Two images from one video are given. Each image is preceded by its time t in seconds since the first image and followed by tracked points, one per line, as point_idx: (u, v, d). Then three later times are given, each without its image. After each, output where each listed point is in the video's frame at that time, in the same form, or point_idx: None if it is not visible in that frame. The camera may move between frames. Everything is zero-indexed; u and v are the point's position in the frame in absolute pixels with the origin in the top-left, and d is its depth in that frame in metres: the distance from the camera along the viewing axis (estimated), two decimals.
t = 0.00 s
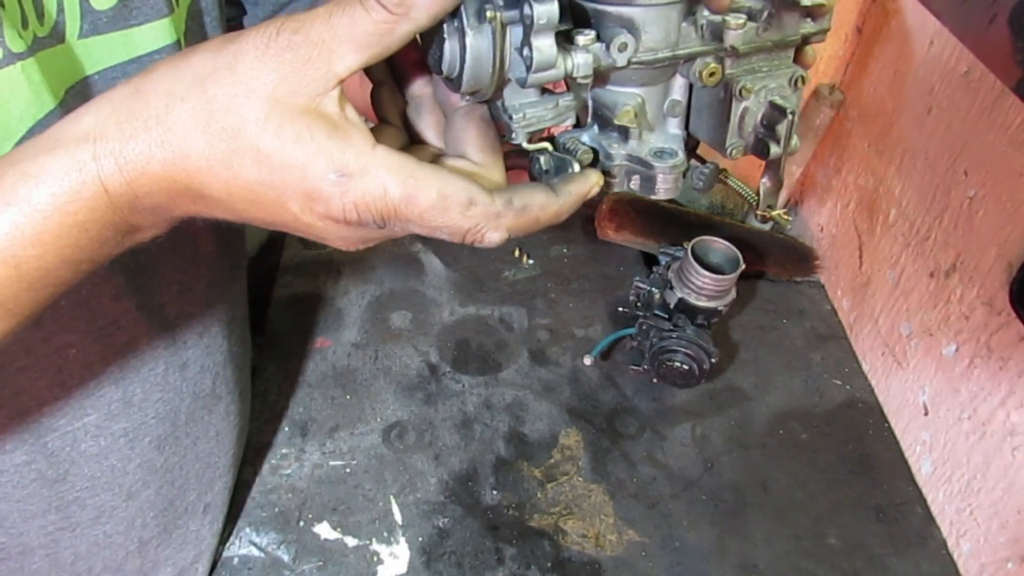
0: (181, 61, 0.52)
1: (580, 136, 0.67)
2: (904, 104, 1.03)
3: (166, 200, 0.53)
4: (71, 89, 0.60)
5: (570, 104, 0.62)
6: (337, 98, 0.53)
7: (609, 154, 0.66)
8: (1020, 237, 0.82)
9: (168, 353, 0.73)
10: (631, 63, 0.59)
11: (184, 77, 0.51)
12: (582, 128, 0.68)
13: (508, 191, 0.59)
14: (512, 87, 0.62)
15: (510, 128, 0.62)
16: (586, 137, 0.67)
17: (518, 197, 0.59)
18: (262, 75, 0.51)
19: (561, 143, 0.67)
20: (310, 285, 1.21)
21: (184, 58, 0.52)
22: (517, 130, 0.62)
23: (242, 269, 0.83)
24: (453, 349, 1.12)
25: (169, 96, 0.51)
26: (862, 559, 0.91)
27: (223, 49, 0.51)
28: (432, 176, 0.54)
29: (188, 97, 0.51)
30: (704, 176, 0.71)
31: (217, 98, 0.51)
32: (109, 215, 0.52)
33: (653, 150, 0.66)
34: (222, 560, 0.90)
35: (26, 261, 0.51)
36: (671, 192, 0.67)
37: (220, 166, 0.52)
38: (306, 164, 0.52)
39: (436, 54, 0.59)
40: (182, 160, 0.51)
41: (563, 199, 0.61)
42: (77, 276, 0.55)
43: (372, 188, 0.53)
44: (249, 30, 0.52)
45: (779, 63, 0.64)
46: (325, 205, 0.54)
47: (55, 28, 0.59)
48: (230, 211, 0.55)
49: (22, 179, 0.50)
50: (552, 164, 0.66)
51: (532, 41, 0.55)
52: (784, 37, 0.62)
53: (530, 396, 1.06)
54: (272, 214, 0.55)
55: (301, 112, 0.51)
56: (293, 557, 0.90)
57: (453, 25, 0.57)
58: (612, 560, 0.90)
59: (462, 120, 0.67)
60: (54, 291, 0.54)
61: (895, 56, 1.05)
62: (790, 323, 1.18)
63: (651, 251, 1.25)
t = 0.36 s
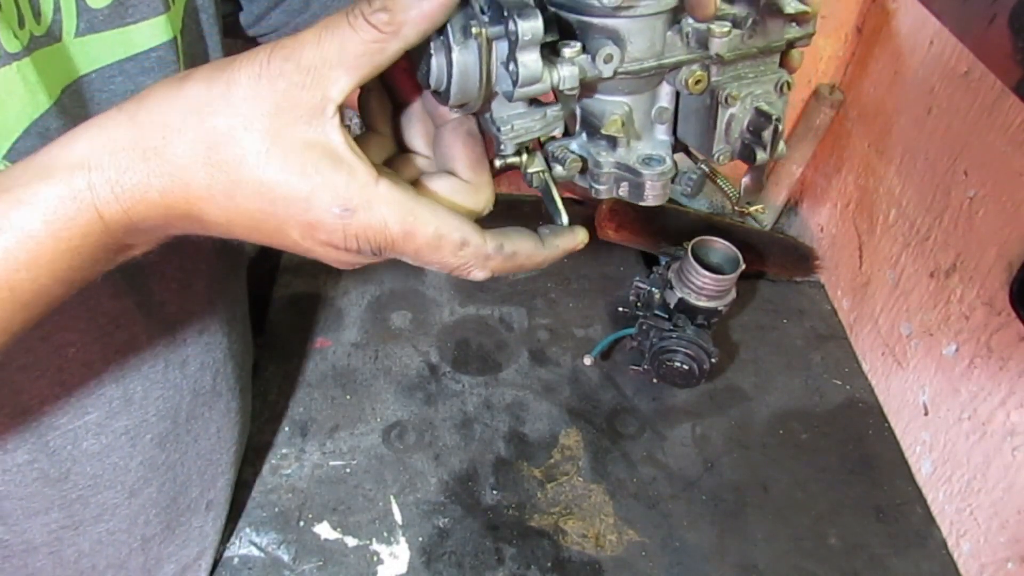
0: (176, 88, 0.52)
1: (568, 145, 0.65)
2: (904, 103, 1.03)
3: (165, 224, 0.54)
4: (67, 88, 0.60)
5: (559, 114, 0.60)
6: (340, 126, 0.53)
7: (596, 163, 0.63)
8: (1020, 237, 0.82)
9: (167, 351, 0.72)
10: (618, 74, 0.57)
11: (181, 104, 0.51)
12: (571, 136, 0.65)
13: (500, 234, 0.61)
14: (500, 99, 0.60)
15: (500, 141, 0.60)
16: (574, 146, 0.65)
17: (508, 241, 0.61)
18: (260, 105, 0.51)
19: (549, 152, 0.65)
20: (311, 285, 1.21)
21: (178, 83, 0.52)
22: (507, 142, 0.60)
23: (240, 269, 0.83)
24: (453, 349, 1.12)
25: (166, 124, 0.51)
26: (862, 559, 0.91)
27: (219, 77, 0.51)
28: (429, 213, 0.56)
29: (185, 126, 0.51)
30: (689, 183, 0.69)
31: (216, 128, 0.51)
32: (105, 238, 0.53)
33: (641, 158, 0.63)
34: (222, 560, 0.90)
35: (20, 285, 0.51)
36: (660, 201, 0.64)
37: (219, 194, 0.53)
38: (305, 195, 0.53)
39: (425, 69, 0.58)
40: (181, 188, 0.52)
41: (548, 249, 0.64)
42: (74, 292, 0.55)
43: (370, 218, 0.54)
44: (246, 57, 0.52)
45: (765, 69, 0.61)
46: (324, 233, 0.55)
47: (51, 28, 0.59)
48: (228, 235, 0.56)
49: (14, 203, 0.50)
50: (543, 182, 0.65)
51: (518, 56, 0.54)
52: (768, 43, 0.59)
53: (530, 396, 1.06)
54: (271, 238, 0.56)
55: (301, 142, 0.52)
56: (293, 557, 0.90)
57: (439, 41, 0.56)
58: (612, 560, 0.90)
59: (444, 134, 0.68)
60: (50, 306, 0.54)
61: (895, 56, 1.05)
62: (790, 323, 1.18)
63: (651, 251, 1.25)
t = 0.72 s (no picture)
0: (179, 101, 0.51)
1: (566, 158, 0.65)
2: (904, 103, 1.03)
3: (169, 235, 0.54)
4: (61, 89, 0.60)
5: (557, 130, 0.60)
6: (341, 141, 0.54)
7: (592, 176, 0.63)
8: (1020, 236, 0.82)
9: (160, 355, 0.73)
10: (614, 92, 0.58)
11: (189, 121, 0.50)
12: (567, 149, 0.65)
13: (503, 242, 0.63)
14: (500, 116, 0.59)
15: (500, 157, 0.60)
16: (571, 158, 0.65)
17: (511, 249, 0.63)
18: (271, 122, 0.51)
19: (546, 164, 0.65)
20: (310, 285, 1.21)
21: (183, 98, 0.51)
22: (506, 159, 0.60)
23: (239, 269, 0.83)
24: (453, 349, 1.12)
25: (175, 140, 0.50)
26: (862, 559, 0.91)
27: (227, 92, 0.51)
28: (434, 222, 0.58)
29: (195, 143, 0.51)
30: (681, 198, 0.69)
31: (225, 145, 0.51)
32: (114, 252, 0.53)
33: (636, 171, 0.63)
34: (221, 560, 0.90)
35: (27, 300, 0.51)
36: (655, 212, 0.64)
37: (227, 208, 0.53)
38: (313, 207, 0.54)
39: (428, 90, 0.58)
40: (190, 202, 0.52)
41: (548, 256, 0.66)
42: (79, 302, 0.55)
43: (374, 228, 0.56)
44: (251, 73, 0.51)
45: (755, 85, 0.62)
46: (330, 242, 0.57)
47: (47, 30, 0.59)
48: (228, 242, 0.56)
49: (21, 219, 0.49)
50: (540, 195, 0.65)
51: (519, 80, 0.53)
52: (760, 60, 0.60)
53: (531, 396, 1.06)
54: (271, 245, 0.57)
55: (307, 158, 0.53)
56: (293, 557, 0.90)
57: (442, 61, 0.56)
58: (612, 560, 0.90)
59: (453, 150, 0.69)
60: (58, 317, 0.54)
61: (895, 56, 1.05)
62: (790, 323, 1.18)
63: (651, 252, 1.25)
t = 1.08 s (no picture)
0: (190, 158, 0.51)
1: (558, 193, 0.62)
2: (904, 103, 1.03)
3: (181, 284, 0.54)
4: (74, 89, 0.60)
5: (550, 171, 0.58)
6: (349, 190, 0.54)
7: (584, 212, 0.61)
8: (1019, 237, 0.82)
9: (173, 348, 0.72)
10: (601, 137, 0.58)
11: (199, 176, 0.50)
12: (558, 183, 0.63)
13: (504, 263, 0.62)
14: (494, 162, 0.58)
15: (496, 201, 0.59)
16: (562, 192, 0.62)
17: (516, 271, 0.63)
18: (281, 179, 0.51)
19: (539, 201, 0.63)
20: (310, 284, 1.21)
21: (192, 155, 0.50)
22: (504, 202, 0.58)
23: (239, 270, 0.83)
24: (453, 349, 1.12)
25: (186, 196, 0.50)
26: (861, 559, 0.92)
27: (236, 147, 0.51)
28: (439, 256, 0.58)
29: (206, 199, 0.50)
30: (671, 225, 0.67)
31: (235, 200, 0.51)
32: (125, 299, 0.53)
33: (625, 204, 0.62)
34: (221, 560, 0.90)
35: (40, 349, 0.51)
36: (644, 242, 0.63)
37: (238, 257, 0.54)
38: (325, 255, 0.54)
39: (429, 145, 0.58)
40: (202, 254, 0.53)
41: (550, 272, 0.65)
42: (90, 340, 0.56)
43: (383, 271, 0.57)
44: (262, 131, 0.51)
45: (733, 120, 0.61)
46: (339, 285, 0.58)
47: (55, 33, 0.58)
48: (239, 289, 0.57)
49: (31, 275, 0.49)
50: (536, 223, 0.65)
51: (512, 137, 0.52)
52: (738, 99, 0.60)
53: (531, 396, 1.06)
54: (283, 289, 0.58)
55: (317, 210, 0.53)
56: (293, 557, 0.90)
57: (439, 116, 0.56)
58: (612, 560, 0.90)
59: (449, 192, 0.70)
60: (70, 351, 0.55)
61: (895, 56, 1.05)
62: (790, 323, 1.18)
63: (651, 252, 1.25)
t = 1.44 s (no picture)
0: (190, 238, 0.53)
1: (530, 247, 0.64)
2: (904, 103, 1.03)
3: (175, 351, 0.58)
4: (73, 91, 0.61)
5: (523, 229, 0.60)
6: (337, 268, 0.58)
7: (555, 264, 0.63)
8: (1020, 237, 0.82)
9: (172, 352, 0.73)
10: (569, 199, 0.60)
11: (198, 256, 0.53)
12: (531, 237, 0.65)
13: (483, 324, 0.67)
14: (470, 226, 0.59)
15: (475, 262, 0.60)
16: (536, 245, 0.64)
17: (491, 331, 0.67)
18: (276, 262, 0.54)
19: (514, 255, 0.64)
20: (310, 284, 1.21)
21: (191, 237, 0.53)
22: (481, 263, 0.60)
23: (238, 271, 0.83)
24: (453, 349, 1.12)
25: (184, 275, 0.53)
26: (861, 560, 0.92)
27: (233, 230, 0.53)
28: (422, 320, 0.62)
29: (203, 279, 0.53)
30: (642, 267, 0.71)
31: (230, 281, 0.54)
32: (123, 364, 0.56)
33: (595, 256, 0.64)
34: (222, 559, 0.90)
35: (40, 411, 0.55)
36: (614, 289, 0.64)
37: (232, 328, 0.57)
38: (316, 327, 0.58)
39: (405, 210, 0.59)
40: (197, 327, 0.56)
41: (525, 330, 0.69)
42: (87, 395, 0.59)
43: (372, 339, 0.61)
44: (254, 213, 0.54)
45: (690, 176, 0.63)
46: (330, 354, 0.61)
47: (54, 33, 0.59)
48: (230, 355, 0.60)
49: (36, 343, 0.52)
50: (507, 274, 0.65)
51: (486, 206, 0.54)
52: (695, 161, 0.62)
53: (531, 396, 1.06)
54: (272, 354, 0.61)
55: (308, 287, 0.56)
56: (293, 557, 0.90)
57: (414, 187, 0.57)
58: (612, 560, 0.90)
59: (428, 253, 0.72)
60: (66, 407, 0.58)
61: (895, 56, 1.05)
62: (790, 324, 1.18)
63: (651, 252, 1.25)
